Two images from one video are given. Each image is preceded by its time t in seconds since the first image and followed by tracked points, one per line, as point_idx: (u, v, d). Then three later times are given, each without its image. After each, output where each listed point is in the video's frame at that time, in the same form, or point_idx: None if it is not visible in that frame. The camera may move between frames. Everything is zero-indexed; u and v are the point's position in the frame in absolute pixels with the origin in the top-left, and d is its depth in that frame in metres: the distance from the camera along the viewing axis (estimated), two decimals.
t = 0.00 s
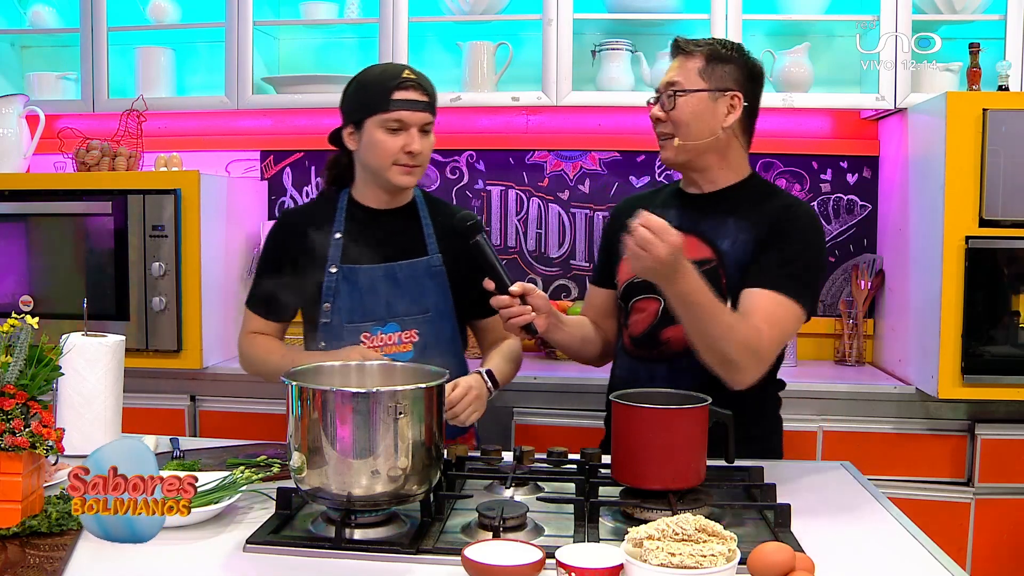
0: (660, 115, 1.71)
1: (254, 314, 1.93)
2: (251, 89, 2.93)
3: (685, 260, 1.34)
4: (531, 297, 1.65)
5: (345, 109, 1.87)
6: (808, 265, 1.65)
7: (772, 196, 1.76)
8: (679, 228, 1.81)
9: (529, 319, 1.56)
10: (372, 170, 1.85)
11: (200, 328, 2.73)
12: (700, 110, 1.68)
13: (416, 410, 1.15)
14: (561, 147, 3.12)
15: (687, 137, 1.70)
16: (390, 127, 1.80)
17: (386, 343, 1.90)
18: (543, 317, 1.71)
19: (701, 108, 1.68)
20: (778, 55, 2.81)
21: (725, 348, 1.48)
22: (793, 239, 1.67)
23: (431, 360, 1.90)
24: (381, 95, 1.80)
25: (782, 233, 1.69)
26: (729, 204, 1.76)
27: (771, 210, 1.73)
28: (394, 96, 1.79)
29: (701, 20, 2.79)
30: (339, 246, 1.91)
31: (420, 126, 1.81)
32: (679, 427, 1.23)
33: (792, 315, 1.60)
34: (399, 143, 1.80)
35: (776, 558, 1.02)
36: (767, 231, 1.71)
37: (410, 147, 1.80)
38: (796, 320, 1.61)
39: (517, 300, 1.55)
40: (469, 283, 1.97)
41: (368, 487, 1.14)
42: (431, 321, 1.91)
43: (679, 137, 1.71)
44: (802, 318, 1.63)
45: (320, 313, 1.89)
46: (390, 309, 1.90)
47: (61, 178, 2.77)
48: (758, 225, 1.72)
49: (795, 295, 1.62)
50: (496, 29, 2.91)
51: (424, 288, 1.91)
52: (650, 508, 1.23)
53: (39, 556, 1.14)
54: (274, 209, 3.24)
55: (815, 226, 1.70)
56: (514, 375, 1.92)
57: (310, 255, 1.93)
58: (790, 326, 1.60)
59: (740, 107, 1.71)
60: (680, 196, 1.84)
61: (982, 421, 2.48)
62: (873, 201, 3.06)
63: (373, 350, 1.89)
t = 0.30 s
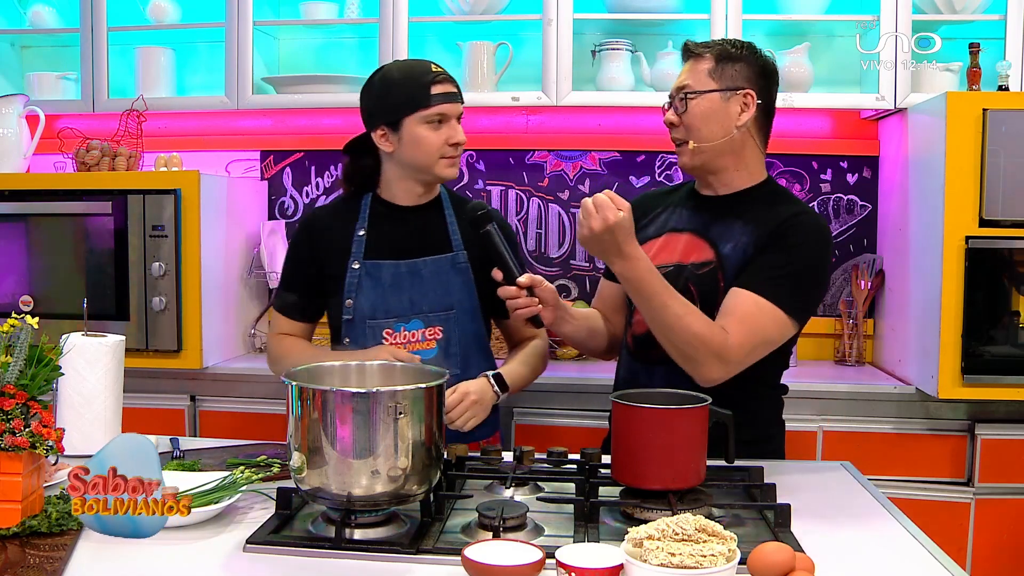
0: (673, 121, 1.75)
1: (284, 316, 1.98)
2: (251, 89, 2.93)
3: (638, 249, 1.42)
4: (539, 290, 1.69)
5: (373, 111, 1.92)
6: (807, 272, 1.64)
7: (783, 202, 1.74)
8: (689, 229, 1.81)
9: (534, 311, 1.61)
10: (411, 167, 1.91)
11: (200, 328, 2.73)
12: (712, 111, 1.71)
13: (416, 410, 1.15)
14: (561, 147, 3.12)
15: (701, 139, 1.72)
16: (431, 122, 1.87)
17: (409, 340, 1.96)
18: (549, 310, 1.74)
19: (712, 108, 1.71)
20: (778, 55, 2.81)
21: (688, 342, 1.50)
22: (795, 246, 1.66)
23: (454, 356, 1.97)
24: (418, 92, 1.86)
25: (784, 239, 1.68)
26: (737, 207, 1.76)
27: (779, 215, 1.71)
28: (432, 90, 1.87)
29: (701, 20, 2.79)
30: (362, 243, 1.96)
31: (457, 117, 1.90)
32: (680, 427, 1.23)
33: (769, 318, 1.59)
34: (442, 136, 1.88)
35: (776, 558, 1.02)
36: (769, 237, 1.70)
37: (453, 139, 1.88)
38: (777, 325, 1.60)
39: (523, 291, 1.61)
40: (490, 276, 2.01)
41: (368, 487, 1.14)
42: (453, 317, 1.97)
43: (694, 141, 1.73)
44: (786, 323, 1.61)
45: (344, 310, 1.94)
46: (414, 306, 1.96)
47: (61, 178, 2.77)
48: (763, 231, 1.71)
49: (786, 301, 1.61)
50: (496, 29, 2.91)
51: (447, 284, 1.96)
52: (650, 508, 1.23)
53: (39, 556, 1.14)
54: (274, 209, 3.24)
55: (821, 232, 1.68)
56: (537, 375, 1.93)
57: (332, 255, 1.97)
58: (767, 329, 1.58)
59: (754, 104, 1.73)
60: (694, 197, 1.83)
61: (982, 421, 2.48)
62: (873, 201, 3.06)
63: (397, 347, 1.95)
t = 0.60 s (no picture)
0: (668, 126, 1.74)
1: (289, 316, 1.97)
2: (251, 89, 2.93)
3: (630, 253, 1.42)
4: (539, 291, 1.69)
5: (378, 113, 1.92)
6: (807, 273, 1.64)
7: (780, 201, 1.74)
8: (684, 231, 1.81)
9: (534, 314, 1.62)
10: (417, 169, 1.92)
11: (200, 328, 2.73)
12: (708, 114, 1.71)
13: (416, 410, 1.15)
14: (561, 147, 3.12)
15: (698, 143, 1.72)
16: (438, 122, 1.88)
17: (418, 340, 1.96)
18: (548, 311, 1.75)
19: (707, 111, 1.71)
20: (778, 55, 2.81)
21: (687, 343, 1.49)
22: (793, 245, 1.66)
23: (461, 356, 1.97)
24: (423, 93, 1.86)
25: (781, 238, 1.68)
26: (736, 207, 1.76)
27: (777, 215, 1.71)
28: (437, 91, 1.87)
29: (701, 20, 2.79)
30: (369, 243, 1.95)
31: (463, 117, 1.91)
32: (679, 427, 1.23)
33: (766, 314, 1.59)
34: (450, 137, 1.88)
35: (776, 558, 1.02)
36: (766, 237, 1.70)
37: (460, 138, 1.89)
38: (777, 323, 1.60)
39: (523, 294, 1.62)
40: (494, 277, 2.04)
41: (368, 487, 1.14)
42: (462, 316, 1.98)
43: (692, 145, 1.73)
44: (785, 320, 1.61)
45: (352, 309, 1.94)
46: (422, 306, 1.96)
47: (61, 178, 2.77)
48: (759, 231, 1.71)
49: (784, 297, 1.61)
50: (496, 29, 2.91)
51: (454, 284, 1.97)
52: (650, 508, 1.23)
53: (39, 556, 1.14)
54: (273, 209, 3.24)
55: (818, 230, 1.68)
56: (546, 375, 1.94)
57: (337, 256, 1.97)
58: (765, 325, 1.58)
59: (747, 104, 1.74)
60: (688, 198, 1.83)
61: (982, 421, 2.48)
62: (873, 201, 3.06)
63: (404, 347, 1.94)
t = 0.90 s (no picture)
0: (666, 125, 1.74)
1: (289, 316, 1.97)
2: (251, 89, 2.93)
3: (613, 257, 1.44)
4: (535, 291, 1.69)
5: (379, 114, 1.92)
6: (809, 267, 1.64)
7: (781, 200, 1.75)
8: (681, 232, 1.81)
9: (532, 314, 1.62)
10: (417, 170, 1.92)
11: (200, 328, 2.73)
12: (706, 113, 1.71)
13: (416, 410, 1.15)
14: (561, 147, 3.12)
15: (698, 141, 1.72)
16: (440, 124, 1.87)
17: (419, 340, 1.95)
18: (546, 311, 1.76)
19: (705, 110, 1.71)
20: (778, 55, 2.81)
21: (689, 333, 1.48)
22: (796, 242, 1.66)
23: (463, 356, 1.97)
24: (426, 95, 1.86)
25: (783, 236, 1.68)
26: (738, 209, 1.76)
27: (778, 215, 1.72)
28: (440, 92, 1.86)
29: (701, 20, 2.79)
30: (371, 243, 1.96)
31: (465, 119, 1.90)
32: (679, 427, 1.23)
33: (770, 307, 1.58)
34: (451, 139, 1.88)
35: (776, 558, 1.02)
36: (768, 236, 1.70)
37: (461, 141, 1.89)
38: (783, 316, 1.59)
39: (520, 294, 1.62)
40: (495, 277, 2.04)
41: (368, 487, 1.14)
42: (464, 316, 1.98)
43: (691, 144, 1.72)
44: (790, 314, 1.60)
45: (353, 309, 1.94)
46: (424, 306, 1.96)
47: (61, 178, 2.77)
48: (762, 231, 1.72)
49: (789, 291, 1.60)
50: (496, 29, 2.91)
51: (455, 284, 1.98)
52: (650, 508, 1.23)
53: (39, 556, 1.14)
54: (273, 209, 3.24)
55: (819, 227, 1.69)
56: (545, 376, 1.94)
57: (338, 256, 1.97)
58: (769, 318, 1.57)
59: (745, 104, 1.75)
60: (685, 198, 1.84)
61: (983, 421, 2.48)
62: (873, 201, 3.06)
63: (406, 347, 1.94)
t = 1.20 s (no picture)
0: (681, 128, 1.72)
1: (286, 316, 1.95)
2: (251, 89, 2.93)
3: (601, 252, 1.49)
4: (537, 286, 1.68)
5: (378, 114, 1.92)
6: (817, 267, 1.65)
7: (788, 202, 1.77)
8: (687, 231, 1.81)
9: (532, 307, 1.62)
10: (416, 172, 1.92)
11: (200, 328, 2.73)
12: (722, 117, 1.71)
13: (416, 410, 1.15)
14: (561, 147, 3.12)
15: (714, 145, 1.71)
16: (438, 126, 1.87)
17: (419, 340, 1.95)
18: (547, 306, 1.75)
19: (722, 113, 1.71)
20: (778, 54, 2.81)
21: (697, 308, 1.49)
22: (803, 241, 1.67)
23: (462, 356, 1.97)
24: (423, 96, 1.86)
25: (793, 234, 1.70)
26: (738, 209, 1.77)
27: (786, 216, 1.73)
28: (437, 93, 1.86)
29: (701, 20, 2.79)
30: (369, 243, 1.96)
31: (463, 120, 1.90)
32: (680, 427, 1.23)
33: (776, 286, 1.59)
34: (450, 140, 1.88)
35: (776, 558, 1.02)
36: (778, 234, 1.72)
37: (460, 142, 1.89)
38: (793, 302, 1.60)
39: (520, 287, 1.60)
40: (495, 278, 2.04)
41: (368, 487, 1.14)
42: (463, 317, 1.98)
43: (706, 147, 1.71)
44: (797, 292, 1.61)
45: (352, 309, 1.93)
46: (424, 307, 1.96)
47: (61, 178, 2.77)
48: (770, 232, 1.73)
49: (793, 273, 1.62)
50: (496, 29, 2.91)
51: (455, 284, 1.98)
52: (650, 508, 1.23)
53: (39, 556, 1.14)
54: (273, 209, 3.24)
55: (827, 228, 1.71)
56: (543, 376, 1.94)
57: (339, 254, 1.98)
58: (776, 294, 1.58)
59: (757, 108, 1.76)
60: (690, 198, 1.84)
61: (982, 421, 2.48)
62: (873, 201, 3.06)
63: (405, 347, 1.94)
